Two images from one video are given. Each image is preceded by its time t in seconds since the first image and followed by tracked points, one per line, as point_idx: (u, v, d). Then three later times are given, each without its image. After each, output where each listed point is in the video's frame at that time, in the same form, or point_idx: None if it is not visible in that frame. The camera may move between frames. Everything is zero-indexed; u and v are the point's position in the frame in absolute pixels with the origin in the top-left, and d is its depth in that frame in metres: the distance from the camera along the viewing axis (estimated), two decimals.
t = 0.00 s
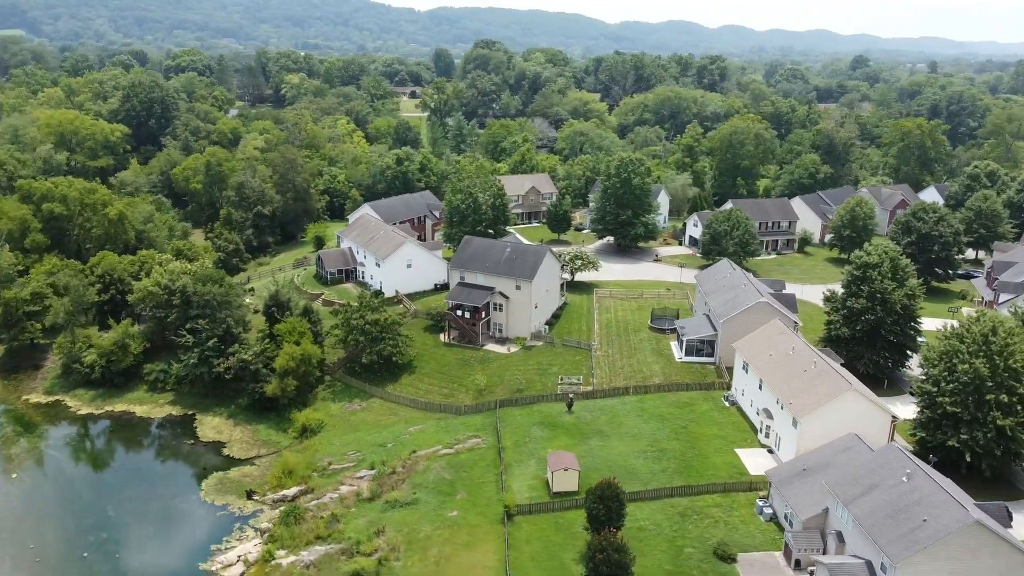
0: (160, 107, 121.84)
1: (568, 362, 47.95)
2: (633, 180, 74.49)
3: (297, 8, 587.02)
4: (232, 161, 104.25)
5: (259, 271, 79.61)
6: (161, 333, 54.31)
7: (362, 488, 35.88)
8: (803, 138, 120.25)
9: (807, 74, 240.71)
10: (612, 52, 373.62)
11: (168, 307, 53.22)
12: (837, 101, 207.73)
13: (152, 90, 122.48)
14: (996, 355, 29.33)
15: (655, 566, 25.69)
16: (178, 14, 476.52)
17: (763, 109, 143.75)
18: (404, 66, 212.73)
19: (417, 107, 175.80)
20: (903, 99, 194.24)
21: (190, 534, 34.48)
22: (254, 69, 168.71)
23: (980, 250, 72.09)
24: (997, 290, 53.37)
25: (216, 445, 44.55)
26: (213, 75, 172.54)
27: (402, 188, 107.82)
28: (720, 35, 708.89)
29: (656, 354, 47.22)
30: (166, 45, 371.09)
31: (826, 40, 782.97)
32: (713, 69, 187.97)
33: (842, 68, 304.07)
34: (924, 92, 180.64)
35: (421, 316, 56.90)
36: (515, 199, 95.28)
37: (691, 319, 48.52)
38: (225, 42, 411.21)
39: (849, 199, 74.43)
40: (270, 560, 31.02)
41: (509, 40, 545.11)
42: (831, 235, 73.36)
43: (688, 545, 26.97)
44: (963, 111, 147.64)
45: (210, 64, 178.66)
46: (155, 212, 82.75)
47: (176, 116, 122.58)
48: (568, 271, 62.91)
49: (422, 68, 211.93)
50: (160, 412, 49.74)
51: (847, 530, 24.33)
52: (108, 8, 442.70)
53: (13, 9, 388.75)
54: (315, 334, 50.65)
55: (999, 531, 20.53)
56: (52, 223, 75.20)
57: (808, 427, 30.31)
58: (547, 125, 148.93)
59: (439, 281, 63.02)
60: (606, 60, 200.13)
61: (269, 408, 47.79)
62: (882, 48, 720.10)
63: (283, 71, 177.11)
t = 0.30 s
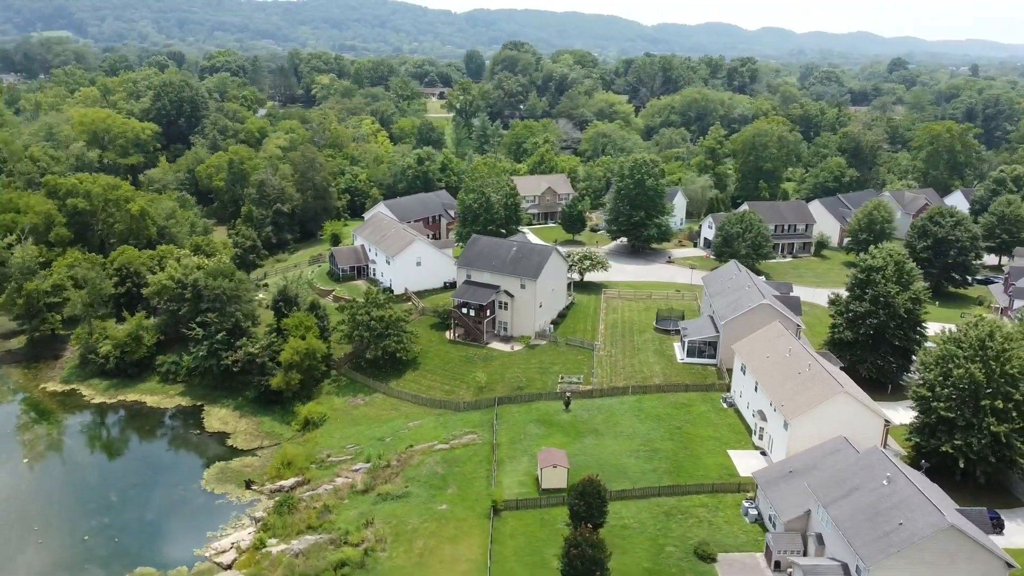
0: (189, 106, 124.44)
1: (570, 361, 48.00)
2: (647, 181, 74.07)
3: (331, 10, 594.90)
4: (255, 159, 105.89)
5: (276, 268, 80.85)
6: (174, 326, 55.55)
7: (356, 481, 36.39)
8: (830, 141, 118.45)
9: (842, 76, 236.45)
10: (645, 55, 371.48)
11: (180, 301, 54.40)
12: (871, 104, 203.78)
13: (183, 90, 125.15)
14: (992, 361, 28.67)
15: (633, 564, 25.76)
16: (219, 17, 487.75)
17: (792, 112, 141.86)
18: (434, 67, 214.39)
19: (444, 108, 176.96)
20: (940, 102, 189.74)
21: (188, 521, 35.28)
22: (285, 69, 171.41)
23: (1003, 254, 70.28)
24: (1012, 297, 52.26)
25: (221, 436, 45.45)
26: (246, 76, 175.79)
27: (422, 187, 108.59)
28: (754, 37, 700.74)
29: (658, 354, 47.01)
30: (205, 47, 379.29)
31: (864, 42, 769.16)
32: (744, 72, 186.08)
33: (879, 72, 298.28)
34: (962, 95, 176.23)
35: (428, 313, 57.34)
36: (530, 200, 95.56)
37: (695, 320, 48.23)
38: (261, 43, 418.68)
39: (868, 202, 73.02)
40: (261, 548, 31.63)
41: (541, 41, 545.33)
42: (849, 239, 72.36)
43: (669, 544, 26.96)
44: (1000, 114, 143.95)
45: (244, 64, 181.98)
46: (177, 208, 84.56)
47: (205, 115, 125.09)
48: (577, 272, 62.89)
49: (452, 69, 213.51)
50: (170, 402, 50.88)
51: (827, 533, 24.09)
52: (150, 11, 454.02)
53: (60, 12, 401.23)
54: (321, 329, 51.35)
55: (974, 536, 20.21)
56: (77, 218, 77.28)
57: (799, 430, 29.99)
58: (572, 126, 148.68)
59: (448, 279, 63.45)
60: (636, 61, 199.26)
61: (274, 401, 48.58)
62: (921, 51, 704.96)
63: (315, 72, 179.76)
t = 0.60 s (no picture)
0: (226, 106, 127.26)
1: (579, 361, 48.04)
2: (668, 183, 73.53)
3: (373, 12, 602.61)
4: (286, 158, 107.80)
5: (301, 264, 82.29)
6: (196, 319, 57.07)
7: (360, 473, 37.01)
8: (865, 145, 115.96)
9: (888, 79, 230.83)
10: (686, 56, 367.46)
11: (201, 294, 55.92)
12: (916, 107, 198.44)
13: (220, 90, 128.05)
14: (997, 367, 28.00)
15: (620, 562, 25.93)
16: (265, 19, 501.18)
17: (830, 115, 139.23)
18: (471, 68, 215.87)
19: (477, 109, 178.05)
20: (989, 106, 183.79)
21: (197, 507, 36.25)
22: (324, 69, 174.11)
23: None
24: None
25: (235, 427, 46.60)
26: (286, 77, 179.18)
27: (450, 187, 109.42)
28: (798, 39, 689.58)
29: (668, 356, 46.72)
30: (250, 49, 388.33)
31: (911, 44, 750.07)
32: (784, 74, 183.04)
33: (928, 74, 290.09)
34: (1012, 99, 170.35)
35: (443, 311, 57.83)
36: (553, 200, 95.59)
37: (707, 322, 47.83)
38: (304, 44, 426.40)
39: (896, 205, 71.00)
40: (263, 535, 32.38)
41: (580, 42, 543.91)
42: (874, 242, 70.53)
43: (658, 543, 27.01)
44: None
45: (284, 65, 185.43)
46: (207, 205, 86.71)
47: (241, 114, 127.91)
48: (593, 273, 62.77)
49: (489, 70, 214.84)
50: (189, 393, 52.27)
51: (815, 536, 23.86)
52: (198, 14, 466.29)
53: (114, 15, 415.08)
54: (336, 325, 52.22)
55: (957, 543, 19.90)
56: (111, 214, 79.72)
57: (797, 434, 29.63)
58: (604, 127, 148.09)
59: (464, 278, 63.91)
60: (674, 63, 197.66)
61: (289, 394, 49.57)
62: (971, 53, 685.16)
63: (353, 73, 182.56)
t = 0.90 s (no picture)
0: (266, 106, 130.19)
1: (591, 360, 48.12)
2: (692, 184, 72.97)
3: (417, 13, 609.56)
4: (319, 157, 109.86)
5: (328, 261, 83.77)
6: (221, 312, 58.68)
7: (367, 465, 37.70)
8: (906, 148, 113.09)
9: (939, 82, 224.14)
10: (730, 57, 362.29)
11: (226, 288, 57.51)
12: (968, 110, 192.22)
13: (260, 91, 131.04)
14: (1004, 373, 27.34)
15: (610, 558, 26.08)
16: (313, 21, 512.98)
17: (872, 118, 136.09)
18: (511, 69, 217.21)
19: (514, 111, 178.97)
20: None
21: (210, 493, 37.33)
22: (364, 70, 176.71)
23: None
24: None
25: (252, 417, 47.82)
26: (327, 77, 182.65)
27: (481, 188, 110.12)
28: (846, 40, 674.79)
29: (680, 357, 46.46)
30: (297, 50, 396.91)
31: (964, 45, 727.24)
32: (827, 75, 179.28)
33: (985, 76, 280.36)
34: None
35: (461, 309, 58.37)
36: (579, 201, 95.48)
37: (722, 324, 47.39)
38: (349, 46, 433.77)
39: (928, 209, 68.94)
40: (269, 521, 33.29)
41: (623, 44, 541.10)
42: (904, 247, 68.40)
43: (650, 541, 27.05)
44: None
45: (327, 66, 189.37)
46: (240, 202, 88.99)
47: (280, 115, 130.93)
48: (613, 273, 62.61)
49: (529, 71, 215.79)
50: (212, 383, 53.79)
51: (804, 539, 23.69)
52: (248, 17, 478.55)
53: (169, 19, 429.26)
54: (354, 320, 53.16)
55: (941, 548, 19.66)
56: (148, 210, 82.36)
57: (797, 437, 29.31)
58: (638, 129, 147.22)
59: (484, 277, 64.38)
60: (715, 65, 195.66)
61: (306, 386, 50.65)
62: None
63: (393, 74, 185.38)
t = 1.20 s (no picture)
0: (304, 106, 132.66)
1: (605, 360, 48.13)
2: (717, 186, 72.39)
3: (459, 15, 614.14)
4: (352, 156, 111.49)
5: (356, 258, 85.11)
6: (247, 307, 60.19)
7: (377, 457, 38.41)
8: (948, 152, 109.94)
9: (992, 85, 216.74)
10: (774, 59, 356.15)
11: (252, 283, 59.09)
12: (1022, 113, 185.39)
13: (298, 91, 133.58)
14: (1012, 379, 26.88)
15: (603, 554, 26.30)
16: (358, 22, 521.40)
17: (915, 121, 132.56)
18: (550, 70, 217.53)
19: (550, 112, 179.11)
20: None
21: (225, 481, 38.47)
22: (403, 71, 178.68)
23: None
24: None
25: (272, 409, 49.02)
26: (368, 78, 185.26)
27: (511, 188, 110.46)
28: (896, 40, 657.55)
29: (694, 358, 46.25)
30: (341, 51, 403.59)
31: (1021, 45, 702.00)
32: (871, 77, 175.04)
33: None
34: None
35: (480, 307, 58.90)
36: (605, 202, 95.29)
37: (738, 326, 46.97)
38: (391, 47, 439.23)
39: (959, 213, 67.22)
40: (278, 509, 34.21)
41: (666, 45, 536.00)
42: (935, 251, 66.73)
43: (645, 538, 27.14)
44: None
45: (368, 68, 192.31)
46: (273, 200, 91.01)
47: (318, 115, 133.42)
48: (633, 274, 62.50)
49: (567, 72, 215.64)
50: (236, 375, 55.28)
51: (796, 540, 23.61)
52: (294, 18, 488.16)
53: (220, 22, 441.67)
54: (374, 316, 54.09)
55: (927, 552, 19.55)
56: (183, 207, 84.83)
57: (800, 439, 29.11)
58: (673, 131, 146.06)
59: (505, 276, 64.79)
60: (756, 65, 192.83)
61: (325, 380, 51.69)
62: None
63: (432, 75, 187.27)
